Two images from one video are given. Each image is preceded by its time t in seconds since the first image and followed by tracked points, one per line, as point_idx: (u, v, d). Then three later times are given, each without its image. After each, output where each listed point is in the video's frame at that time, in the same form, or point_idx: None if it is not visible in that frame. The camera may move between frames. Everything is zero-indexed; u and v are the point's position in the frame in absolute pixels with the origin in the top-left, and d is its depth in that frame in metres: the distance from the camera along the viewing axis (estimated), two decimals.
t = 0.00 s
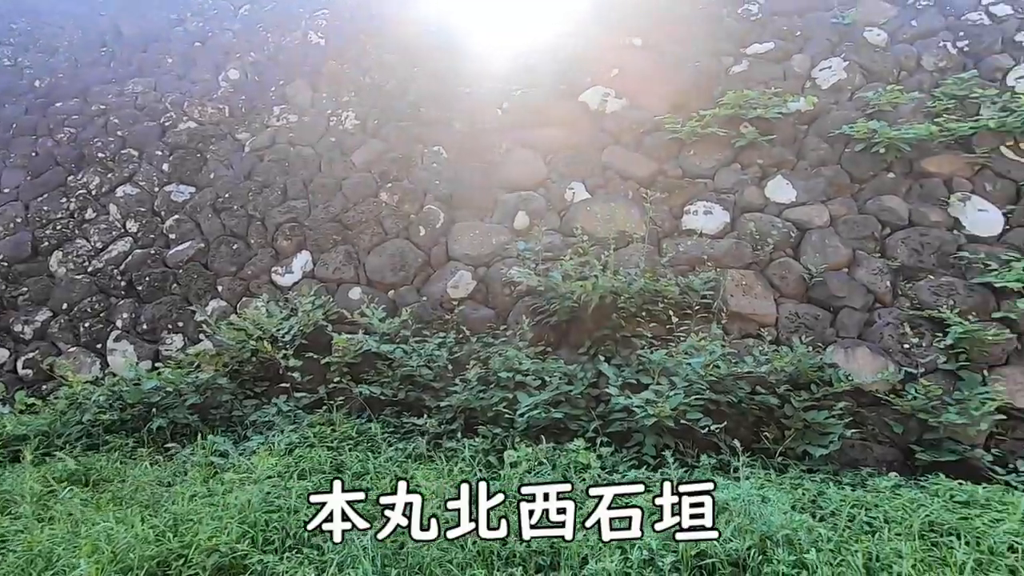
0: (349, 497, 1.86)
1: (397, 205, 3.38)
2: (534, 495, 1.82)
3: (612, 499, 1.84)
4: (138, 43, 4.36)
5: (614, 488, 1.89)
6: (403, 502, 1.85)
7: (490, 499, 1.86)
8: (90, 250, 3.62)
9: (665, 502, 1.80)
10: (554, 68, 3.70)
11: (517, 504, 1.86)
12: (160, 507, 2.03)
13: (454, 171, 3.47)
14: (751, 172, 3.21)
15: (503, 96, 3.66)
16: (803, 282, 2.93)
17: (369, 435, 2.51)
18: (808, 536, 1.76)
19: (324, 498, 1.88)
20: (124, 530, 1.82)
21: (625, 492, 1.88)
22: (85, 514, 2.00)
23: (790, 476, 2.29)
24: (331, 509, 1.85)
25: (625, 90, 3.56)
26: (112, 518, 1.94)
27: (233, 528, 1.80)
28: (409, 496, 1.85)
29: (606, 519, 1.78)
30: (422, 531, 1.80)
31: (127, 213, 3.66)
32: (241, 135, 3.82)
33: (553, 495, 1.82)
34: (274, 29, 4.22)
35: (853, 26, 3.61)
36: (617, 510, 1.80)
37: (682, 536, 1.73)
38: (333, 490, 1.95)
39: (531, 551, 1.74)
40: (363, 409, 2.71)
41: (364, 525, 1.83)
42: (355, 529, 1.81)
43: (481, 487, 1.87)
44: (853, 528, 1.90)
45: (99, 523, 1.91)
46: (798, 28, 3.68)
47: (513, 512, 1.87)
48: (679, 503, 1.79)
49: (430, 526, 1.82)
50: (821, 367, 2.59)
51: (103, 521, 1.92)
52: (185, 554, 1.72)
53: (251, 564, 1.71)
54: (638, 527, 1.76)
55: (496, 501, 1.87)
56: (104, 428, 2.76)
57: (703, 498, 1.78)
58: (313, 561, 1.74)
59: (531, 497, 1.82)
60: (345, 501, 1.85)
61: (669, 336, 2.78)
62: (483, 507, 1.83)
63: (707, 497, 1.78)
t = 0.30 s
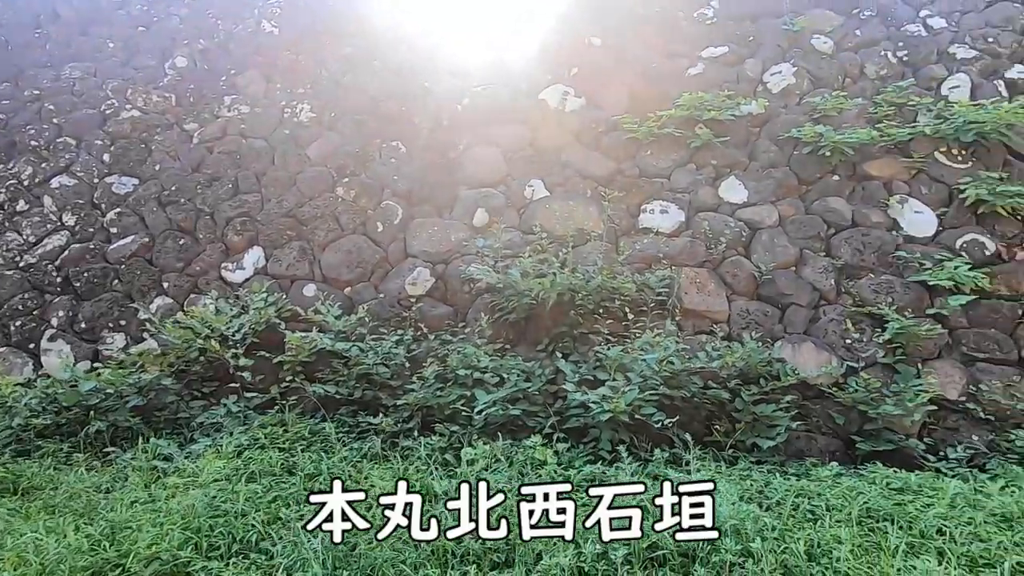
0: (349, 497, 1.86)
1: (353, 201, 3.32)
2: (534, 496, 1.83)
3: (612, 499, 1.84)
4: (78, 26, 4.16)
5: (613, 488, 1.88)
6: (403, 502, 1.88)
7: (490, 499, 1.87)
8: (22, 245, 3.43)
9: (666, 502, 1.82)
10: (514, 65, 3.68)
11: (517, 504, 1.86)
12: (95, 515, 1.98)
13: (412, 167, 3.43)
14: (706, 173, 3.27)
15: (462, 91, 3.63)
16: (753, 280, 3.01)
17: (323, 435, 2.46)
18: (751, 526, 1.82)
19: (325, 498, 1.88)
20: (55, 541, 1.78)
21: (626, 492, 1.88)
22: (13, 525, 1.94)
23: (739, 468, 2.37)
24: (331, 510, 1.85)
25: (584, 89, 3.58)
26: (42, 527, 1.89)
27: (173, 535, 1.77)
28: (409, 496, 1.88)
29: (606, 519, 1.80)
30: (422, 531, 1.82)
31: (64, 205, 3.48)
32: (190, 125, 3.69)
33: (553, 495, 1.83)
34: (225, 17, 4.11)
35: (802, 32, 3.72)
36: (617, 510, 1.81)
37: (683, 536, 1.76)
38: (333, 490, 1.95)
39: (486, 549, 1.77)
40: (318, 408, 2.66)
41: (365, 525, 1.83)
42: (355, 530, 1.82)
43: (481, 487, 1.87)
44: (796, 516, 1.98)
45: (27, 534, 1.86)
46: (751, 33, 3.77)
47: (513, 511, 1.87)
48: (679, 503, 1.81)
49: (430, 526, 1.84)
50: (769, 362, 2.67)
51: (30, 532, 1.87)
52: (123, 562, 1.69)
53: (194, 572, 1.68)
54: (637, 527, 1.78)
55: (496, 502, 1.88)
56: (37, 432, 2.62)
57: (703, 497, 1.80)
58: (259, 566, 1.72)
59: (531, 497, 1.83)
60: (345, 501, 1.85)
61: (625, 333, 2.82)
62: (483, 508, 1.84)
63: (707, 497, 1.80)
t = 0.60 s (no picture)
0: (349, 497, 1.84)
1: (304, 194, 3.21)
2: (533, 495, 1.79)
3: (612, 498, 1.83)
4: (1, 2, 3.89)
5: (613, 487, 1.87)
6: (403, 502, 1.83)
7: (490, 499, 1.84)
8: None
9: (666, 502, 1.83)
10: (470, 59, 3.64)
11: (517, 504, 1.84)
12: (20, 524, 1.88)
13: (366, 160, 3.34)
14: (659, 172, 3.32)
15: (419, 84, 3.57)
16: (704, 277, 3.06)
17: (271, 435, 2.38)
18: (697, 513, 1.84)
19: (324, 499, 1.85)
20: None
21: (626, 491, 1.86)
22: None
23: (687, 460, 2.42)
24: (331, 509, 1.82)
25: (541, 85, 3.57)
26: None
27: (106, 543, 1.70)
28: (409, 496, 1.83)
29: (606, 519, 1.78)
30: (421, 531, 1.78)
31: None
32: (128, 111, 3.50)
33: (553, 494, 1.79)
34: None
35: (751, 37, 3.81)
36: (617, 510, 1.80)
37: (683, 536, 1.77)
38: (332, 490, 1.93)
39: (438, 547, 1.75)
40: (266, 408, 2.57)
41: (365, 525, 1.81)
42: (355, 530, 1.79)
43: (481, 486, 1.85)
44: (739, 504, 2.03)
45: None
46: (703, 36, 3.84)
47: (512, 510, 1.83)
48: (680, 503, 1.82)
49: (430, 525, 1.80)
50: (718, 356, 2.73)
51: None
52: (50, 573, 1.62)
53: None
54: (637, 527, 1.78)
55: (496, 501, 1.84)
56: None
57: (703, 497, 1.82)
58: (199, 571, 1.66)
59: (531, 497, 1.79)
60: (345, 501, 1.83)
61: (580, 328, 2.83)
62: (483, 508, 1.81)
63: (707, 498, 1.82)
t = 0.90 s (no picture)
0: (349, 497, 1.79)
1: (256, 186, 3.12)
2: (533, 495, 1.79)
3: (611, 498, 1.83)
4: None
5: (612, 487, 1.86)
6: (403, 502, 1.81)
7: (490, 499, 1.81)
8: None
9: (666, 503, 1.83)
10: (430, 53, 3.60)
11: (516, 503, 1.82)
12: None
13: (323, 153, 3.27)
14: (618, 170, 3.35)
15: (378, 76, 3.51)
16: (660, 274, 3.12)
17: (221, 436, 2.32)
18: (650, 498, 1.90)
19: (323, 498, 1.80)
20: None
21: (626, 491, 1.86)
22: None
23: (641, 453, 2.47)
24: (331, 509, 1.78)
25: (502, 81, 3.56)
26: None
27: (38, 553, 1.63)
28: (409, 496, 1.81)
29: (606, 519, 1.79)
30: (421, 531, 1.76)
31: None
32: (65, 97, 3.33)
33: (553, 494, 1.79)
34: None
35: (707, 40, 3.89)
36: (617, 510, 1.80)
37: (682, 536, 1.77)
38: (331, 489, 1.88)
39: (394, 545, 1.74)
40: (215, 408, 2.50)
41: (365, 525, 1.77)
42: (355, 530, 1.76)
43: (481, 486, 1.81)
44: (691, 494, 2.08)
45: None
46: (661, 37, 3.90)
47: (512, 510, 1.81)
48: (680, 503, 1.83)
49: (430, 525, 1.77)
50: (673, 351, 2.79)
51: None
52: None
53: None
54: (638, 527, 1.77)
55: (494, 501, 1.82)
56: None
57: (703, 498, 1.82)
58: None
59: (531, 497, 1.79)
60: (345, 501, 1.79)
61: (539, 324, 2.84)
62: (483, 508, 1.78)
63: (707, 498, 1.82)
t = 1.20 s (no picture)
0: (349, 497, 1.81)
1: (210, 179, 3.02)
2: (534, 496, 1.83)
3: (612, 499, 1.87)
4: None
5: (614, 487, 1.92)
6: (403, 502, 1.82)
7: (490, 499, 1.83)
8: None
9: (666, 503, 1.89)
10: (392, 47, 3.57)
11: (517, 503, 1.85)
12: None
13: (281, 146, 3.20)
14: (580, 169, 3.39)
15: (338, 70, 3.47)
16: (621, 272, 3.17)
17: (170, 438, 2.27)
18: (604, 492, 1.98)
19: (324, 498, 1.82)
20: None
21: (625, 492, 1.92)
22: None
23: (601, 448, 2.52)
24: (331, 509, 1.79)
25: (465, 78, 3.56)
26: None
27: None
28: (410, 496, 1.82)
29: (607, 519, 1.82)
30: (421, 531, 1.77)
31: None
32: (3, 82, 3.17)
33: (553, 495, 1.83)
34: None
35: (667, 43, 3.96)
36: (617, 510, 1.83)
37: (683, 536, 1.82)
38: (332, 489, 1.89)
39: (351, 545, 1.73)
40: (164, 408, 2.46)
41: (365, 525, 1.77)
42: (355, 530, 1.76)
43: (481, 486, 1.83)
44: (649, 488, 2.13)
45: None
46: (623, 39, 3.95)
47: (512, 510, 1.84)
48: (680, 503, 1.89)
49: (430, 526, 1.78)
50: (632, 348, 2.84)
51: None
52: None
53: None
54: (638, 527, 1.81)
55: (496, 501, 1.84)
56: None
57: (703, 498, 1.89)
58: None
59: (531, 497, 1.83)
60: (345, 501, 1.80)
61: (500, 322, 2.87)
62: (483, 508, 1.81)
63: (707, 498, 1.89)
